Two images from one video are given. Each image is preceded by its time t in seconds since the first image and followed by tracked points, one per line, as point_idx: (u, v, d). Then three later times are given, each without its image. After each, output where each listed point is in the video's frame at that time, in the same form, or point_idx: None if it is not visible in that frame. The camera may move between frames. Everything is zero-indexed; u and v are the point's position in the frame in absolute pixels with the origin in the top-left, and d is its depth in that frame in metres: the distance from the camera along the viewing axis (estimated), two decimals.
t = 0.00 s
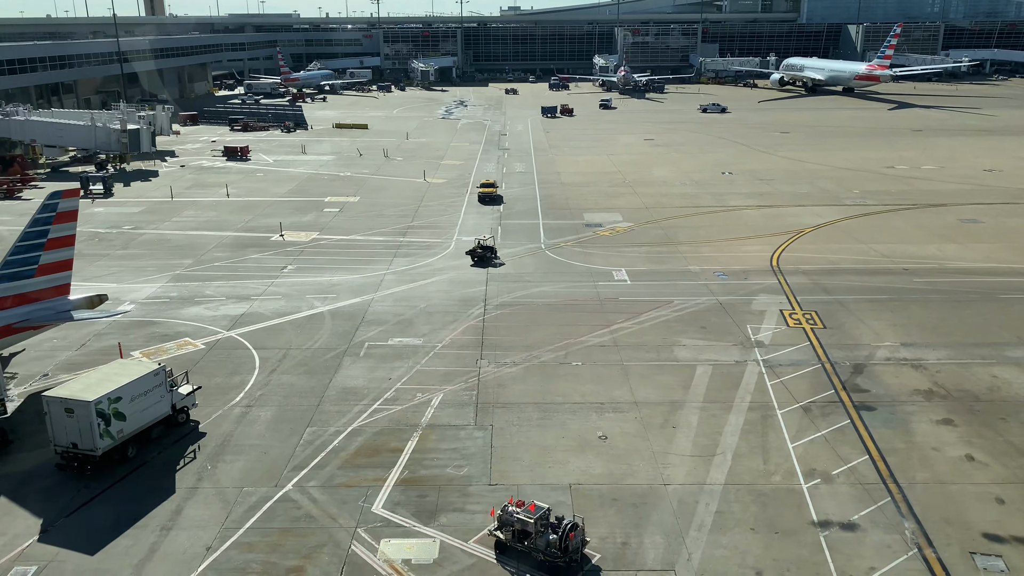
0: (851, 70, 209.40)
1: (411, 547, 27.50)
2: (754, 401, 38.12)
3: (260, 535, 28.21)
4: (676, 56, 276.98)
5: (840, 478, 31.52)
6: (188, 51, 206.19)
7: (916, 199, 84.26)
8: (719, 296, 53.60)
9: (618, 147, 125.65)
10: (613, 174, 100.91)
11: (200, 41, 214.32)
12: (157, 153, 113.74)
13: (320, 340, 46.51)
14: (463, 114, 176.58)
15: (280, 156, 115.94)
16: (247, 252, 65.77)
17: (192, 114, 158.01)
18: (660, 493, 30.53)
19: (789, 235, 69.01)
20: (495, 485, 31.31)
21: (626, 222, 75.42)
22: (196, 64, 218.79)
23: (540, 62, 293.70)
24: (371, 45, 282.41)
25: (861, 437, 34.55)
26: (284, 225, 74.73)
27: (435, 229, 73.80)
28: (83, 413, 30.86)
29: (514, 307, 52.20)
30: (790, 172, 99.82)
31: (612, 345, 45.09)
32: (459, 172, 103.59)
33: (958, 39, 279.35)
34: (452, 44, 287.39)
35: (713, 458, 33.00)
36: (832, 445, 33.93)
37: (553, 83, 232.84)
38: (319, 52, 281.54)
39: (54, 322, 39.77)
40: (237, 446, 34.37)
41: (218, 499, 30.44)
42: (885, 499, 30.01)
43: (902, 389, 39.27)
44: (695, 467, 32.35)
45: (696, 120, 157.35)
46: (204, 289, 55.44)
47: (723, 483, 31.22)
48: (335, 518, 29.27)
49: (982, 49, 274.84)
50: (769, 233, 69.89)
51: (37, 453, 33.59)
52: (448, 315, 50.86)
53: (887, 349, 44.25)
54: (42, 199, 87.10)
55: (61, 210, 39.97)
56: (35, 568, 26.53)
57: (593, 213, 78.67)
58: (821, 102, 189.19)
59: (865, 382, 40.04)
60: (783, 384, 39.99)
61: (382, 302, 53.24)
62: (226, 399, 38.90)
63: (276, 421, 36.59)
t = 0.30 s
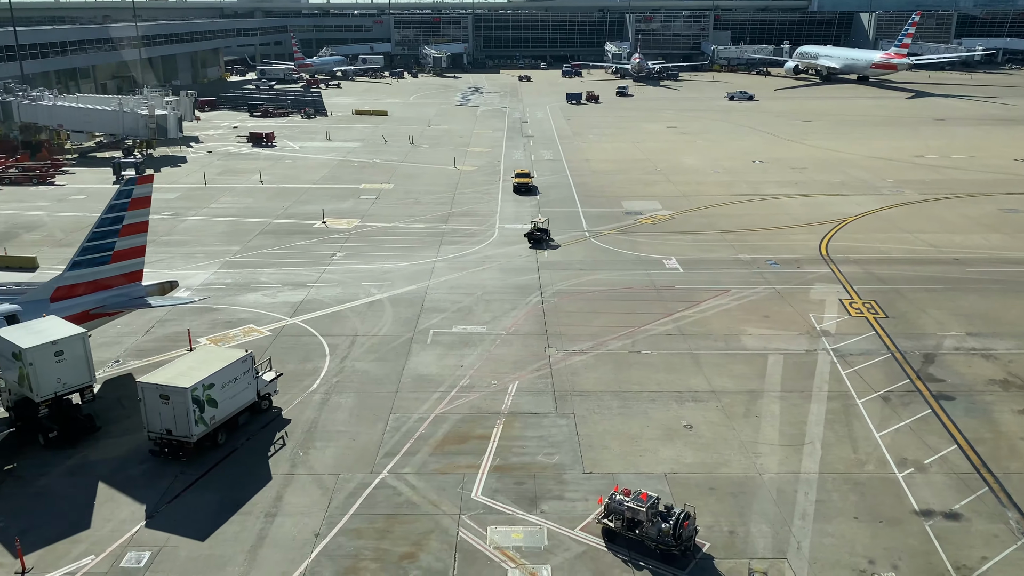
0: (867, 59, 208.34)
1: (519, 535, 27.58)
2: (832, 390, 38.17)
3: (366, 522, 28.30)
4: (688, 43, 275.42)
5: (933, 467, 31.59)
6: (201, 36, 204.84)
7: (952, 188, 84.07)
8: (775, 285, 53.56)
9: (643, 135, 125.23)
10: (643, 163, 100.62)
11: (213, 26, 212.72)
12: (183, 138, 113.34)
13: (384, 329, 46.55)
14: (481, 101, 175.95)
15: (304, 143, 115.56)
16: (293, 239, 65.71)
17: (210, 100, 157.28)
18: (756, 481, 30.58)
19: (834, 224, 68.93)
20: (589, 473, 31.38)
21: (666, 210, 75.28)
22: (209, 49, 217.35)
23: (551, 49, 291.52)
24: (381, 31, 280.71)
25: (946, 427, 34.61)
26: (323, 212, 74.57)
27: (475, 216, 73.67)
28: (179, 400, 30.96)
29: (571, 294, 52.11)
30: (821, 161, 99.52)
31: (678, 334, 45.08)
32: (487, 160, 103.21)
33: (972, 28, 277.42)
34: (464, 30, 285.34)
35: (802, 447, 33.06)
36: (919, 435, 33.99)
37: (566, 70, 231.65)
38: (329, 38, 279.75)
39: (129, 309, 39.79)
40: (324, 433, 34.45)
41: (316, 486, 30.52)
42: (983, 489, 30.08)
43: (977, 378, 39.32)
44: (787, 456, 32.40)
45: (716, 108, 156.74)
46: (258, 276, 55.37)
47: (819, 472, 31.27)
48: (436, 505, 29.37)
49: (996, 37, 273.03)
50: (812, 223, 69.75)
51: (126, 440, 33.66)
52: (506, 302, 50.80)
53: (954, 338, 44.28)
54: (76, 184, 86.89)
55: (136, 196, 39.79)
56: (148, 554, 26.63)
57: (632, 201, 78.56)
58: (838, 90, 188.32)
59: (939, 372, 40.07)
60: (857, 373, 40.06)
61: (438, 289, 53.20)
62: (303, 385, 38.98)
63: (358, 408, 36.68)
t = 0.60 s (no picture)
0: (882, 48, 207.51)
1: (627, 523, 27.64)
2: (909, 381, 38.25)
3: (472, 510, 28.39)
4: (699, 31, 273.91)
5: None
6: (214, 22, 203.30)
7: (988, 179, 83.98)
8: (830, 275, 53.59)
9: (667, 124, 124.86)
10: (673, 151, 100.34)
11: (225, 11, 211.05)
12: (208, 125, 112.78)
13: (448, 318, 46.54)
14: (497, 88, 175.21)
15: (329, 130, 115.07)
16: (338, 227, 65.60)
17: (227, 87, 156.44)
18: (852, 472, 30.69)
19: (876, 214, 68.90)
20: (683, 462, 31.47)
21: (705, 199, 75.14)
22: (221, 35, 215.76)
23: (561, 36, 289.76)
24: (392, 17, 278.85)
25: None
26: (362, 201, 74.44)
27: (515, 205, 73.53)
28: (275, 387, 31.13)
29: (627, 282, 52.09)
30: (850, 152, 99.35)
31: (743, 324, 45.12)
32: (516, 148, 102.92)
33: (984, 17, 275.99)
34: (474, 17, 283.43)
35: (891, 438, 33.18)
36: (1004, 426, 34.12)
37: (578, 58, 230.49)
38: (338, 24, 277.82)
39: (202, 296, 39.70)
40: (410, 422, 34.52)
41: (414, 473, 30.61)
42: None
43: None
44: (877, 446, 32.52)
45: (735, 97, 156.24)
46: (311, 265, 55.32)
47: (912, 462, 31.39)
48: (537, 492, 29.45)
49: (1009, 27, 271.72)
50: (855, 213, 69.67)
51: (214, 427, 33.72)
52: (564, 289, 50.76)
53: (1020, 329, 44.35)
54: (108, 171, 86.47)
55: (210, 182, 39.54)
56: (260, 541, 26.70)
57: (669, 190, 78.37)
58: (855, 79, 187.52)
59: (1011, 363, 40.15)
60: (929, 363, 40.15)
61: (493, 278, 53.18)
62: (379, 374, 39.04)
63: (439, 396, 36.76)
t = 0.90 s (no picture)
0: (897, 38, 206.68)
1: (732, 512, 27.74)
2: (984, 372, 38.37)
3: (574, 498, 28.50)
4: (710, 19, 272.48)
5: None
6: (226, 8, 201.72)
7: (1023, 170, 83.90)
8: (883, 266, 53.63)
9: (690, 113, 124.55)
10: (702, 141, 100.08)
11: None
12: (232, 112, 112.19)
13: (511, 306, 46.52)
14: (513, 76, 174.29)
15: (353, 117, 114.57)
16: (382, 216, 65.46)
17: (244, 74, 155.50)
18: (946, 463, 30.80)
19: (918, 205, 68.88)
20: (775, 452, 31.60)
21: (744, 188, 75.05)
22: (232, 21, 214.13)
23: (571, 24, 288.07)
24: (401, 4, 277.04)
25: None
26: (400, 190, 74.18)
27: (555, 193, 73.32)
28: (370, 374, 31.33)
29: (682, 271, 52.09)
30: (879, 142, 99.20)
31: (807, 315, 45.19)
32: (544, 136, 102.55)
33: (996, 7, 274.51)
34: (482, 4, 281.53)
35: (978, 428, 33.31)
36: None
37: (590, 47, 229.52)
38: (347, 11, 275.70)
39: (276, 284, 39.74)
40: (495, 411, 34.61)
41: (510, 461, 30.74)
42: None
43: None
44: (966, 438, 32.63)
45: (754, 86, 155.72)
46: (364, 254, 55.28)
47: (1004, 454, 31.51)
48: (636, 481, 29.55)
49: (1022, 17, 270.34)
50: (896, 203, 69.62)
51: (302, 415, 33.79)
52: (621, 278, 50.71)
53: None
54: (140, 158, 86.08)
55: (285, 170, 39.59)
56: (371, 529, 26.81)
57: (706, 180, 78.25)
58: (871, 69, 186.81)
59: None
60: (1001, 354, 40.28)
61: (548, 267, 53.10)
62: (454, 362, 39.13)
63: (519, 385, 36.85)
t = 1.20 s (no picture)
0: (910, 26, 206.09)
1: (835, 501, 27.90)
2: None
3: (676, 488, 28.67)
4: (719, 7, 271.35)
5: None
6: None
7: None
8: (936, 256, 53.76)
9: (712, 102, 124.27)
10: (730, 130, 99.91)
11: None
12: (255, 100, 111.59)
13: (572, 296, 46.59)
14: (528, 64, 173.44)
15: (377, 106, 114.13)
16: (425, 205, 65.32)
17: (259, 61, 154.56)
18: None
19: (959, 195, 69.01)
20: (866, 441, 31.79)
21: (782, 178, 75.03)
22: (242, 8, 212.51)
23: (579, 12, 286.64)
24: None
25: None
26: (438, 179, 74.02)
27: (593, 183, 73.16)
28: (462, 364, 31.54)
29: (736, 261, 52.19)
30: (908, 131, 99.14)
31: (869, 305, 45.35)
32: (570, 125, 102.27)
33: None
34: None
35: None
36: None
37: (600, 35, 228.46)
38: None
39: (349, 275, 39.78)
40: (578, 400, 34.75)
41: (604, 450, 30.90)
42: None
43: None
44: None
45: (771, 75, 155.39)
46: (415, 245, 55.26)
47: None
48: (734, 471, 29.71)
49: None
50: (937, 194, 69.69)
51: (388, 405, 33.90)
52: (677, 267, 50.79)
53: None
54: (171, 146, 85.63)
55: (357, 161, 39.63)
56: (480, 518, 26.95)
57: (742, 169, 78.21)
58: (886, 58, 186.37)
59: None
60: None
61: (602, 256, 53.12)
62: (528, 352, 39.22)
63: (597, 374, 36.96)
